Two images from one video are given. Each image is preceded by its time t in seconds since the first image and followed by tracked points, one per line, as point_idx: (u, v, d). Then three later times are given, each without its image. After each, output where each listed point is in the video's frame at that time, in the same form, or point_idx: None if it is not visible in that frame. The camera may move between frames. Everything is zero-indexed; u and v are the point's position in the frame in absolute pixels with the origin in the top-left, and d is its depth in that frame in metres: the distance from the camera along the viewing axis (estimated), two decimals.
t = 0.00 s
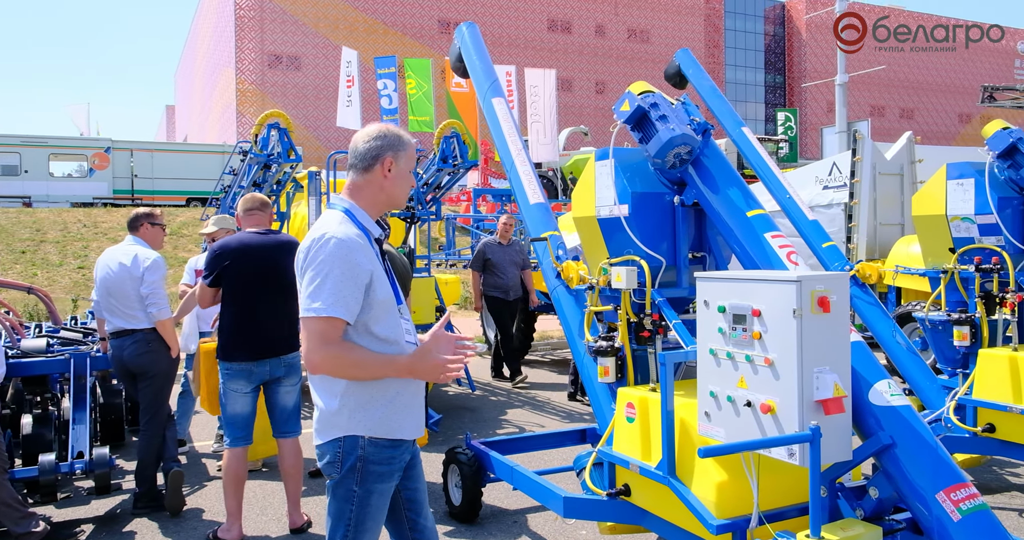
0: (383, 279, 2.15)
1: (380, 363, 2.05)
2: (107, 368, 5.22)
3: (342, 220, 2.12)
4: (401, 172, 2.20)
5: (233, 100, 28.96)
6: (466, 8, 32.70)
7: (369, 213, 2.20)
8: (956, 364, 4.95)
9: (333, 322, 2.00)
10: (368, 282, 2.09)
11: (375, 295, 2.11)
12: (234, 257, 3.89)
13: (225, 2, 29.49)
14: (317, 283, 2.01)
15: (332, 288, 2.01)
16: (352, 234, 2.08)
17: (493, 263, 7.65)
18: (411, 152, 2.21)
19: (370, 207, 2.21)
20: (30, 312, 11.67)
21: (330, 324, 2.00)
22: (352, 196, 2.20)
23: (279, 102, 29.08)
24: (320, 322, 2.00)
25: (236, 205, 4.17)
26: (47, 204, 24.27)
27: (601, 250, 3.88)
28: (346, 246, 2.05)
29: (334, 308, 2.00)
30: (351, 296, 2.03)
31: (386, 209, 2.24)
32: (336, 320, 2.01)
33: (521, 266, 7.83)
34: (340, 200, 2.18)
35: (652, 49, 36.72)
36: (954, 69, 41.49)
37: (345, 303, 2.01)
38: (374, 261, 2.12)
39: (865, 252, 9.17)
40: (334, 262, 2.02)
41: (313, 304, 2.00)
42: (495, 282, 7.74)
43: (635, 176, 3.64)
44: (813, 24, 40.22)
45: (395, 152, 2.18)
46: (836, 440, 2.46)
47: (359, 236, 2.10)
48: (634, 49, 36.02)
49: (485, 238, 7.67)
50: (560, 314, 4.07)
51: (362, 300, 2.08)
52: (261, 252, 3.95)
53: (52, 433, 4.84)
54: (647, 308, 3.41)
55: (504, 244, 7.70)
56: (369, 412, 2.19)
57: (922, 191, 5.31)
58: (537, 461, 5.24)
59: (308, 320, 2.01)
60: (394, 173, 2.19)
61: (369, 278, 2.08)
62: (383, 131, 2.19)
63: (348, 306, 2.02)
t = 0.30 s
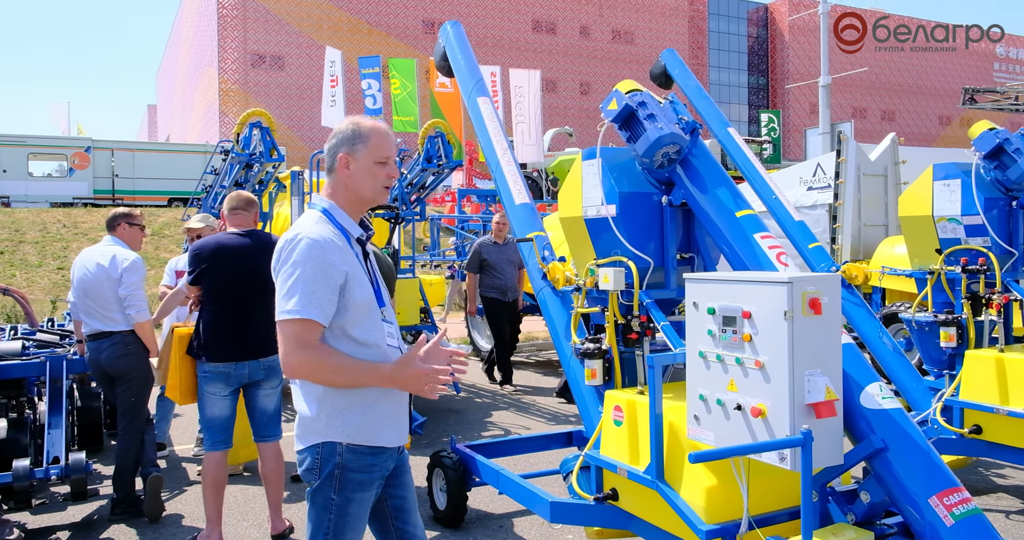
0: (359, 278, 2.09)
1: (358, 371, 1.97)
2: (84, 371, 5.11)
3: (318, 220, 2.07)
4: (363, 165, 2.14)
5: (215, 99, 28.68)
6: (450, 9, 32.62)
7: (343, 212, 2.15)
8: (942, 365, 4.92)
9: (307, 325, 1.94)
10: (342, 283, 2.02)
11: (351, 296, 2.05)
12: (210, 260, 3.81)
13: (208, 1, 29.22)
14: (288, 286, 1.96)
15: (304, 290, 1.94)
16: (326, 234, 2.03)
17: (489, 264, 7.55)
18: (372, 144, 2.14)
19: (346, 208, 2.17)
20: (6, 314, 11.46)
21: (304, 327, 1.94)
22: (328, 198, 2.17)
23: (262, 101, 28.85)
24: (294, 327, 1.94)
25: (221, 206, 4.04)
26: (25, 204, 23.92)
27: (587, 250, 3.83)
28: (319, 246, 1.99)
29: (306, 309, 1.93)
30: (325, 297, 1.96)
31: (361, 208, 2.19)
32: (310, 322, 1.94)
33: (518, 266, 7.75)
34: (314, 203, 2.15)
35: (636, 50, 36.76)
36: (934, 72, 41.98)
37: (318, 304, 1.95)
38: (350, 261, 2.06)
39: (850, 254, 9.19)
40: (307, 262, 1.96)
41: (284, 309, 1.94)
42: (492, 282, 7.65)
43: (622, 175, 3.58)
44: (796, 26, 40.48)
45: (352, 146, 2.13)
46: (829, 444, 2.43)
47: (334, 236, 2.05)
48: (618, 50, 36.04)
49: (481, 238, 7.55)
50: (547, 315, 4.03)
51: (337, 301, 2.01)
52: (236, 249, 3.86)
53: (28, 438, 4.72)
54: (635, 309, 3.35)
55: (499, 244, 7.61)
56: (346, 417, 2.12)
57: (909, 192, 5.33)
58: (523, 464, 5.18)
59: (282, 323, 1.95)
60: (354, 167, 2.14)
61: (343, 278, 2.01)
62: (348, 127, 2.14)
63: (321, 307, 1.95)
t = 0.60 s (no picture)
0: (335, 282, 2.11)
1: (330, 361, 1.95)
2: (69, 375, 5.03)
3: (297, 223, 2.12)
4: (342, 166, 2.15)
5: (202, 99, 28.45)
6: (439, 9, 32.53)
7: (325, 215, 2.18)
8: (935, 367, 4.90)
9: (278, 330, 1.98)
10: (315, 287, 2.06)
11: (325, 300, 2.08)
12: (195, 263, 3.74)
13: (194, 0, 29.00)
14: (260, 290, 2.00)
15: (273, 296, 1.98)
16: (301, 237, 2.07)
17: (489, 262, 7.43)
18: (351, 144, 2.13)
19: (330, 210, 2.21)
20: None
21: (275, 331, 1.97)
22: (313, 199, 2.22)
23: (249, 102, 28.66)
24: (264, 331, 1.98)
25: (204, 207, 3.97)
26: (9, 204, 23.63)
27: (579, 251, 3.80)
28: (292, 250, 2.03)
29: (277, 315, 1.97)
30: (295, 303, 2.00)
31: (349, 209, 2.22)
32: (281, 328, 1.98)
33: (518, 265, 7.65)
34: (298, 207, 2.20)
35: (625, 51, 36.77)
36: (921, 74, 42.26)
37: (288, 310, 1.98)
38: (326, 262, 2.10)
39: (840, 254, 9.18)
40: (279, 265, 2.01)
41: (255, 314, 1.99)
42: (492, 282, 7.54)
43: (616, 176, 3.53)
44: (784, 28, 40.64)
45: (331, 147, 2.14)
46: (829, 450, 2.39)
47: (309, 238, 2.09)
48: (606, 51, 36.04)
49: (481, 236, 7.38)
50: (539, 317, 3.99)
51: (311, 306, 2.05)
52: (221, 250, 3.79)
53: (10, 443, 4.61)
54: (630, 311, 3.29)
55: (501, 242, 7.50)
56: (329, 422, 2.11)
57: (903, 193, 5.32)
58: (514, 468, 5.12)
59: (254, 326, 1.99)
60: (333, 169, 2.16)
61: (316, 281, 2.05)
62: (327, 128, 2.15)
63: (293, 314, 1.99)
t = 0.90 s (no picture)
0: (324, 287, 2.08)
1: (307, 377, 1.93)
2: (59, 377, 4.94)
3: (289, 226, 2.09)
4: (335, 167, 2.10)
5: (195, 99, 28.31)
6: (432, 9, 32.45)
7: (319, 217, 2.14)
8: (933, 369, 4.88)
9: (261, 336, 1.96)
10: (301, 291, 2.03)
11: (312, 305, 2.06)
12: (190, 262, 3.68)
13: None
14: (245, 294, 1.99)
15: (257, 300, 1.97)
16: (291, 241, 2.05)
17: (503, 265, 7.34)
18: (346, 145, 2.09)
19: (325, 212, 2.17)
20: None
21: (257, 337, 1.96)
22: (308, 200, 2.18)
23: (242, 102, 28.54)
24: (246, 336, 1.97)
25: (195, 207, 3.92)
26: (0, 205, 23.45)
27: (577, 253, 3.77)
28: (279, 254, 2.00)
29: (262, 321, 1.95)
30: (278, 308, 1.98)
31: (343, 211, 2.18)
32: (265, 334, 1.96)
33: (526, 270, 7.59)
34: (293, 207, 2.17)
35: (619, 52, 36.76)
36: (913, 75, 42.42)
37: (270, 315, 1.96)
38: (314, 267, 2.07)
39: (837, 256, 9.08)
40: (266, 270, 1.98)
41: (239, 318, 1.98)
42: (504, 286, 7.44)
43: (615, 176, 3.48)
44: (777, 29, 40.72)
45: (326, 148, 2.09)
46: (832, 454, 2.35)
47: (299, 241, 2.06)
48: (600, 52, 36.02)
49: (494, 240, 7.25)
50: (536, 319, 3.96)
51: (296, 311, 2.02)
52: (214, 252, 3.72)
53: None
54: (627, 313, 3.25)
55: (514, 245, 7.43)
56: (318, 429, 2.10)
57: (901, 193, 5.30)
58: (510, 471, 5.08)
59: (238, 332, 1.97)
60: (326, 170, 2.11)
61: (301, 286, 2.02)
62: (323, 129, 2.11)
63: (278, 320, 1.97)
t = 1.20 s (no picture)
0: (320, 289, 2.04)
1: (306, 387, 1.89)
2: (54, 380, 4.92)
3: (284, 227, 2.04)
4: (331, 167, 2.06)
5: (192, 99, 28.22)
6: (430, 9, 32.36)
7: (317, 217, 2.10)
8: (937, 371, 4.87)
9: (256, 340, 1.91)
10: (297, 295, 1.99)
11: (309, 308, 2.01)
12: (188, 262, 3.62)
13: None
14: (240, 297, 1.94)
15: (252, 303, 1.92)
16: (286, 241, 2.00)
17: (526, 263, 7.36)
18: (342, 144, 2.04)
19: (323, 213, 2.13)
20: None
21: (252, 341, 1.91)
22: (304, 200, 2.13)
23: (239, 102, 28.46)
24: (241, 339, 1.91)
25: (192, 206, 3.88)
26: None
27: (579, 254, 3.73)
28: (274, 256, 1.96)
29: (257, 325, 1.90)
30: (274, 312, 1.93)
31: (340, 211, 2.14)
32: (260, 338, 1.91)
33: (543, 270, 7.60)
34: (289, 208, 2.13)
35: (617, 52, 36.72)
36: (910, 75, 42.43)
37: (265, 319, 1.91)
38: (310, 269, 2.03)
39: (836, 256, 9.09)
40: (261, 272, 1.93)
41: (234, 322, 1.93)
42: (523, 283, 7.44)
43: (618, 176, 3.44)
44: (774, 29, 40.71)
45: (320, 147, 2.05)
46: (840, 459, 2.31)
47: (295, 242, 2.01)
48: (598, 52, 35.98)
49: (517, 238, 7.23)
50: (536, 319, 3.93)
51: (292, 315, 1.98)
52: (212, 252, 3.68)
53: None
54: (631, 315, 3.20)
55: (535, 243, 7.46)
56: (314, 435, 2.05)
57: (905, 193, 5.27)
58: (510, 473, 5.03)
59: (232, 335, 1.92)
60: (321, 168, 2.07)
61: (298, 289, 1.98)
62: (317, 127, 2.07)
63: (273, 324, 1.92)
